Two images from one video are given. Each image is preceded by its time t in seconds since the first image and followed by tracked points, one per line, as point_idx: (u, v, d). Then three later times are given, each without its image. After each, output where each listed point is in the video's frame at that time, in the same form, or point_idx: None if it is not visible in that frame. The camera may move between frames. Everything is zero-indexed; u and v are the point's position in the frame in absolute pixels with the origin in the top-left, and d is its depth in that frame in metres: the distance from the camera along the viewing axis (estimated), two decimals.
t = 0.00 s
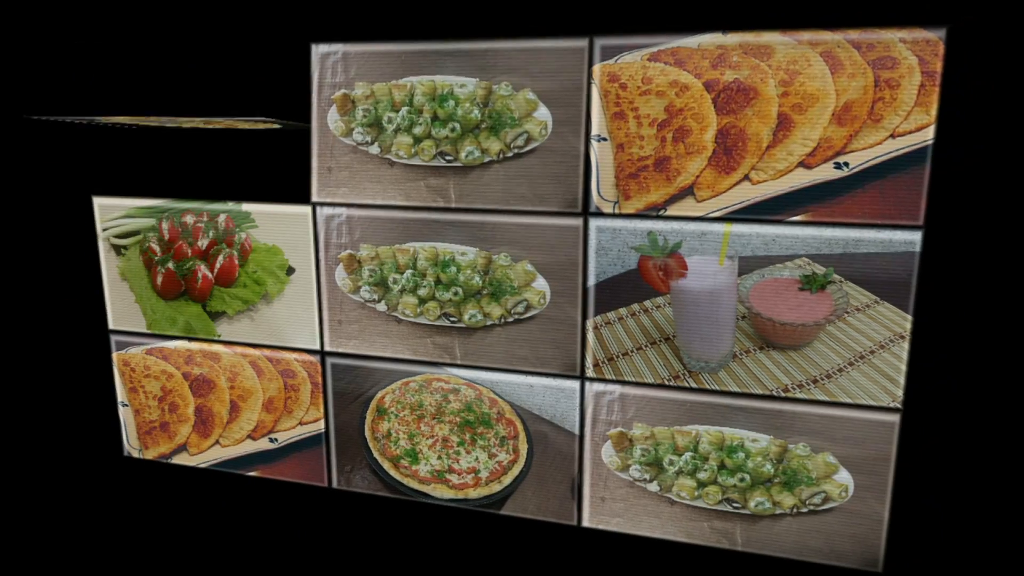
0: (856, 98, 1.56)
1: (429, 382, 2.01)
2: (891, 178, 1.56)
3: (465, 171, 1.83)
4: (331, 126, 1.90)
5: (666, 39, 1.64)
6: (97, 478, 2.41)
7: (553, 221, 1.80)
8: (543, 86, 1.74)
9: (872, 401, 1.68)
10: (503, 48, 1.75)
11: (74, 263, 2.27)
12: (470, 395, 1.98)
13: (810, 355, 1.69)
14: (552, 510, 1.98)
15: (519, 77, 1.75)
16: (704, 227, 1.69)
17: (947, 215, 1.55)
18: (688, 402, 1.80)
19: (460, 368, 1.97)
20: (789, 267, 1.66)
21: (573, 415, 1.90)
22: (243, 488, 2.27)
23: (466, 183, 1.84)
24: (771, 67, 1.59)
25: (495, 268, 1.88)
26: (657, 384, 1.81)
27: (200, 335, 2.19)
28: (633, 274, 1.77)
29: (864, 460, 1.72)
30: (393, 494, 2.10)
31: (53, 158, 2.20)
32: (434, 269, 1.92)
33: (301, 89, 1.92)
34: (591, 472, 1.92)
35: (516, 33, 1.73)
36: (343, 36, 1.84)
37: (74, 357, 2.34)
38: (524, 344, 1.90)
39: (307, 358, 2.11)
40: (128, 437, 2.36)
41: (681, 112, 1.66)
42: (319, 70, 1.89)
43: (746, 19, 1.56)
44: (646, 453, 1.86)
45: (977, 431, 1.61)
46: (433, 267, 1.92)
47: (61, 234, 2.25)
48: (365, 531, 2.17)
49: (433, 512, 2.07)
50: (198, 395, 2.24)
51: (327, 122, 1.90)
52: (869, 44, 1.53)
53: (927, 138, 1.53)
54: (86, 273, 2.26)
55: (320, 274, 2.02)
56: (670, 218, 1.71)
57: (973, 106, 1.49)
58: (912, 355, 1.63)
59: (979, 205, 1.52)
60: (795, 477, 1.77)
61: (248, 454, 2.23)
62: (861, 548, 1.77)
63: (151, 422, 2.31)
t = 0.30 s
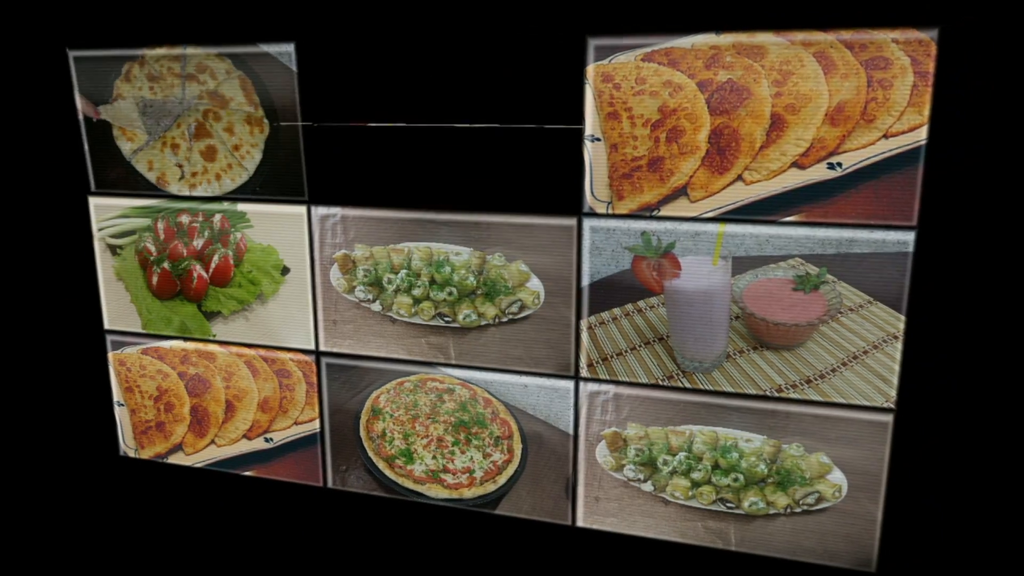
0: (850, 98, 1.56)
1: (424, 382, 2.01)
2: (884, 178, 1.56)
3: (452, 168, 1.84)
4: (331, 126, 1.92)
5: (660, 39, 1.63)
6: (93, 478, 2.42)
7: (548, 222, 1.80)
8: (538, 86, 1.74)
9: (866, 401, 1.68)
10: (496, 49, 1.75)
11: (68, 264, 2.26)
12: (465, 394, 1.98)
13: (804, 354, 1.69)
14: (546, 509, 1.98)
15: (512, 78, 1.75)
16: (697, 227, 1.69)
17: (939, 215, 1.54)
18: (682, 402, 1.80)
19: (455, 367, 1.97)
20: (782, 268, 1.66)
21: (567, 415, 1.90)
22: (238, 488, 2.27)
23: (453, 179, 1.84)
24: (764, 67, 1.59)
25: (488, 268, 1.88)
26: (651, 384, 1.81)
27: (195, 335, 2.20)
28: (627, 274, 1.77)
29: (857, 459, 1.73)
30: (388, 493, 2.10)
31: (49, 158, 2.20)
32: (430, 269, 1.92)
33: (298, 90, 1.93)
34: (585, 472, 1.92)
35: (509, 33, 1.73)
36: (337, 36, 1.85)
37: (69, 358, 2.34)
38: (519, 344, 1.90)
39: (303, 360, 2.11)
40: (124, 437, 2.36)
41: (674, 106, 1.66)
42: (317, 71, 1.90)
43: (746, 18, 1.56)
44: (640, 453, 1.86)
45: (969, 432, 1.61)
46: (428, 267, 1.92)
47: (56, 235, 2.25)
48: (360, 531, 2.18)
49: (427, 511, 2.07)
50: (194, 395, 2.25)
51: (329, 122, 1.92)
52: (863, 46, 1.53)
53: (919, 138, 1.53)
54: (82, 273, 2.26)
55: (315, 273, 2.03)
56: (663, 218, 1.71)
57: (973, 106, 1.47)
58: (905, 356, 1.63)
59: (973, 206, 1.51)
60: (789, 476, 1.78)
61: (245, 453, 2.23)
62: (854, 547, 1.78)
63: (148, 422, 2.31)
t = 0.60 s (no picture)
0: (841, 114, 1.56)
1: (420, 382, 2.00)
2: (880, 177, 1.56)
3: (448, 169, 1.84)
4: (327, 125, 1.92)
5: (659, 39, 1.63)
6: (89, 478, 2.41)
7: (543, 221, 1.80)
8: (535, 85, 1.73)
9: (863, 401, 1.67)
10: (491, 48, 1.74)
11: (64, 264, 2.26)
12: (461, 394, 1.98)
13: (800, 354, 1.68)
14: (542, 510, 1.98)
15: (507, 76, 1.75)
16: (693, 227, 1.69)
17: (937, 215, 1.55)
18: (678, 402, 1.79)
19: (450, 368, 1.96)
20: (779, 267, 1.66)
21: (563, 415, 1.90)
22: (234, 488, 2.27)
23: (449, 178, 1.84)
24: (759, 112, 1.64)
25: (485, 268, 1.87)
26: (647, 384, 1.81)
27: (191, 335, 2.19)
28: (623, 273, 1.76)
29: (854, 460, 1.72)
30: (384, 494, 2.10)
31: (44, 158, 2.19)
32: (426, 268, 1.92)
33: (293, 89, 1.92)
34: (582, 472, 1.91)
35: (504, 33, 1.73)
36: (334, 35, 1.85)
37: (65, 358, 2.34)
38: (514, 344, 1.89)
39: (299, 360, 2.10)
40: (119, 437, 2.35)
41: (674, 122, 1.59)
42: (312, 70, 1.90)
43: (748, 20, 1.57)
44: (637, 454, 1.85)
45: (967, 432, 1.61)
46: (425, 267, 1.92)
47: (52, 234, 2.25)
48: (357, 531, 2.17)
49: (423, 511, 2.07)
50: (189, 395, 2.24)
51: (325, 121, 1.92)
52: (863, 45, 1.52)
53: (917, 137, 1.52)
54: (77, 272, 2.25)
55: (310, 273, 2.02)
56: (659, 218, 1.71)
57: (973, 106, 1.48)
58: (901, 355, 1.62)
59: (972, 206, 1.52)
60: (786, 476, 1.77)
61: (240, 454, 2.23)
62: (851, 548, 1.77)
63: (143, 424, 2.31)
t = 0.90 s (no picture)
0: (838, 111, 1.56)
1: (415, 383, 1.99)
2: (877, 175, 1.55)
3: (443, 168, 1.83)
4: (320, 125, 1.90)
5: (656, 38, 1.62)
6: (83, 480, 2.39)
7: (538, 220, 1.79)
8: (531, 83, 1.73)
9: (860, 402, 1.67)
10: (487, 47, 1.74)
11: (56, 264, 2.25)
12: (456, 395, 1.96)
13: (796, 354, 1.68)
14: (538, 512, 1.96)
15: (503, 75, 1.74)
16: (690, 226, 1.68)
17: (936, 216, 1.53)
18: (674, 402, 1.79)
19: (445, 368, 1.95)
20: (775, 265, 1.65)
21: (559, 415, 1.88)
22: (227, 490, 2.25)
23: (444, 177, 1.83)
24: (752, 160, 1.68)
25: (479, 267, 1.86)
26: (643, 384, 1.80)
27: (184, 335, 2.18)
28: (619, 273, 1.75)
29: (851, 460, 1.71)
30: (379, 496, 2.08)
31: (36, 158, 2.18)
32: (422, 268, 1.91)
33: (287, 88, 1.92)
34: (576, 476, 1.90)
35: (500, 31, 1.72)
36: (329, 34, 1.84)
37: (56, 359, 2.32)
38: (509, 344, 1.88)
39: (293, 361, 2.09)
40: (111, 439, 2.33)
41: (669, 153, 1.66)
42: (306, 69, 1.89)
43: (747, 19, 1.56)
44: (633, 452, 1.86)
45: (964, 433, 1.60)
46: (420, 267, 1.91)
47: (44, 235, 2.24)
48: (351, 534, 2.15)
49: (418, 513, 2.05)
50: (182, 397, 2.22)
51: (320, 122, 1.90)
52: (860, 44, 1.51)
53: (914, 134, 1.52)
54: (69, 273, 2.24)
55: (304, 272, 2.01)
56: (656, 217, 1.70)
57: (973, 106, 1.47)
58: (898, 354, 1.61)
59: (971, 206, 1.51)
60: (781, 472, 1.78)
61: (234, 456, 2.21)
62: (850, 550, 1.75)
63: (136, 426, 2.29)
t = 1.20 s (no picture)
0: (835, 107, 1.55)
1: (408, 384, 1.97)
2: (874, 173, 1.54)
3: (437, 168, 1.81)
4: (313, 124, 1.89)
5: (651, 36, 1.61)
6: (70, 485, 2.36)
7: (532, 219, 1.77)
8: (525, 81, 1.71)
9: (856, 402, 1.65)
10: (481, 44, 1.72)
11: (44, 266, 2.22)
12: (450, 396, 1.94)
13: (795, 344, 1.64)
14: (533, 513, 1.94)
15: (497, 72, 1.73)
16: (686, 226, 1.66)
17: (935, 215, 1.52)
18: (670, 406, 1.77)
19: (439, 369, 1.93)
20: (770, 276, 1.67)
21: (553, 417, 1.86)
22: (218, 494, 2.22)
23: (437, 177, 1.81)
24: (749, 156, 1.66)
25: (473, 267, 1.84)
26: (637, 387, 1.78)
27: (174, 337, 2.15)
28: (616, 277, 1.75)
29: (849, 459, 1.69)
30: (371, 499, 2.06)
31: (24, 157, 2.15)
32: (415, 268, 1.88)
33: (278, 86, 1.90)
34: (572, 478, 1.89)
35: (494, 28, 1.71)
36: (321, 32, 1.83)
37: (44, 361, 2.29)
38: (504, 345, 1.86)
39: (285, 363, 2.06)
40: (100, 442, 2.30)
41: (663, 152, 1.65)
42: (298, 67, 1.87)
43: (743, 15, 1.55)
44: (622, 436, 1.81)
45: (963, 432, 1.60)
46: (413, 267, 1.89)
47: (33, 236, 2.21)
48: (343, 538, 2.13)
49: (412, 516, 2.03)
50: (172, 399, 2.20)
51: (311, 120, 1.89)
52: (858, 41, 1.50)
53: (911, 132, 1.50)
54: (58, 274, 2.21)
55: (296, 272, 1.99)
56: (654, 219, 1.68)
57: (973, 106, 1.46)
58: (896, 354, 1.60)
59: (971, 206, 1.50)
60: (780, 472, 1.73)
61: (224, 459, 2.18)
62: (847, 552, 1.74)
63: (125, 429, 2.26)
